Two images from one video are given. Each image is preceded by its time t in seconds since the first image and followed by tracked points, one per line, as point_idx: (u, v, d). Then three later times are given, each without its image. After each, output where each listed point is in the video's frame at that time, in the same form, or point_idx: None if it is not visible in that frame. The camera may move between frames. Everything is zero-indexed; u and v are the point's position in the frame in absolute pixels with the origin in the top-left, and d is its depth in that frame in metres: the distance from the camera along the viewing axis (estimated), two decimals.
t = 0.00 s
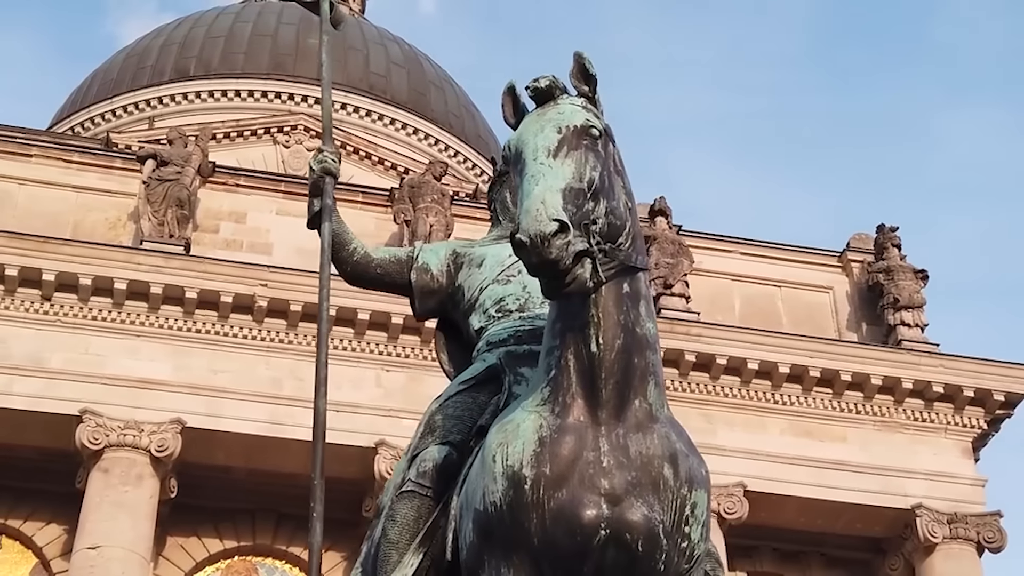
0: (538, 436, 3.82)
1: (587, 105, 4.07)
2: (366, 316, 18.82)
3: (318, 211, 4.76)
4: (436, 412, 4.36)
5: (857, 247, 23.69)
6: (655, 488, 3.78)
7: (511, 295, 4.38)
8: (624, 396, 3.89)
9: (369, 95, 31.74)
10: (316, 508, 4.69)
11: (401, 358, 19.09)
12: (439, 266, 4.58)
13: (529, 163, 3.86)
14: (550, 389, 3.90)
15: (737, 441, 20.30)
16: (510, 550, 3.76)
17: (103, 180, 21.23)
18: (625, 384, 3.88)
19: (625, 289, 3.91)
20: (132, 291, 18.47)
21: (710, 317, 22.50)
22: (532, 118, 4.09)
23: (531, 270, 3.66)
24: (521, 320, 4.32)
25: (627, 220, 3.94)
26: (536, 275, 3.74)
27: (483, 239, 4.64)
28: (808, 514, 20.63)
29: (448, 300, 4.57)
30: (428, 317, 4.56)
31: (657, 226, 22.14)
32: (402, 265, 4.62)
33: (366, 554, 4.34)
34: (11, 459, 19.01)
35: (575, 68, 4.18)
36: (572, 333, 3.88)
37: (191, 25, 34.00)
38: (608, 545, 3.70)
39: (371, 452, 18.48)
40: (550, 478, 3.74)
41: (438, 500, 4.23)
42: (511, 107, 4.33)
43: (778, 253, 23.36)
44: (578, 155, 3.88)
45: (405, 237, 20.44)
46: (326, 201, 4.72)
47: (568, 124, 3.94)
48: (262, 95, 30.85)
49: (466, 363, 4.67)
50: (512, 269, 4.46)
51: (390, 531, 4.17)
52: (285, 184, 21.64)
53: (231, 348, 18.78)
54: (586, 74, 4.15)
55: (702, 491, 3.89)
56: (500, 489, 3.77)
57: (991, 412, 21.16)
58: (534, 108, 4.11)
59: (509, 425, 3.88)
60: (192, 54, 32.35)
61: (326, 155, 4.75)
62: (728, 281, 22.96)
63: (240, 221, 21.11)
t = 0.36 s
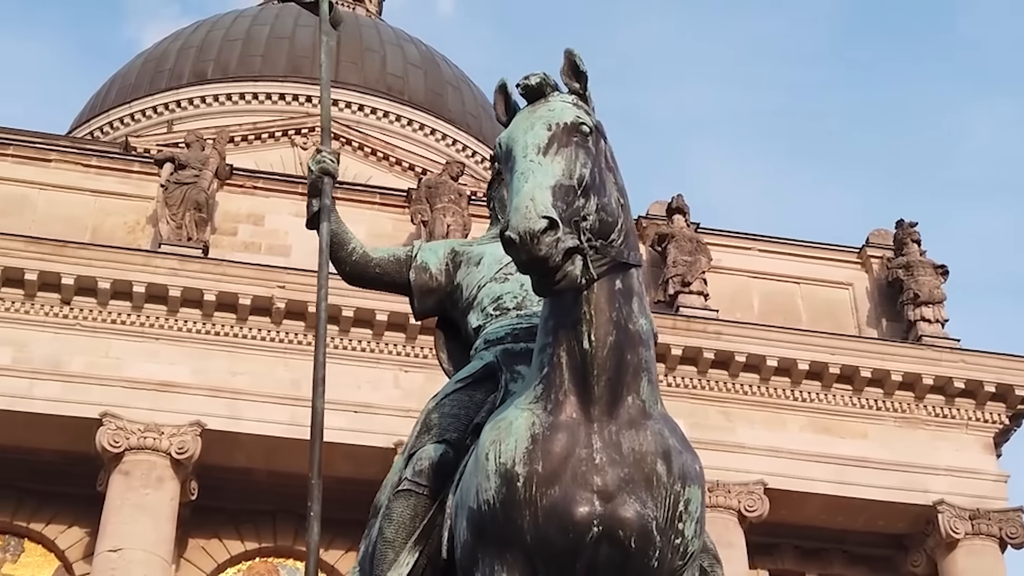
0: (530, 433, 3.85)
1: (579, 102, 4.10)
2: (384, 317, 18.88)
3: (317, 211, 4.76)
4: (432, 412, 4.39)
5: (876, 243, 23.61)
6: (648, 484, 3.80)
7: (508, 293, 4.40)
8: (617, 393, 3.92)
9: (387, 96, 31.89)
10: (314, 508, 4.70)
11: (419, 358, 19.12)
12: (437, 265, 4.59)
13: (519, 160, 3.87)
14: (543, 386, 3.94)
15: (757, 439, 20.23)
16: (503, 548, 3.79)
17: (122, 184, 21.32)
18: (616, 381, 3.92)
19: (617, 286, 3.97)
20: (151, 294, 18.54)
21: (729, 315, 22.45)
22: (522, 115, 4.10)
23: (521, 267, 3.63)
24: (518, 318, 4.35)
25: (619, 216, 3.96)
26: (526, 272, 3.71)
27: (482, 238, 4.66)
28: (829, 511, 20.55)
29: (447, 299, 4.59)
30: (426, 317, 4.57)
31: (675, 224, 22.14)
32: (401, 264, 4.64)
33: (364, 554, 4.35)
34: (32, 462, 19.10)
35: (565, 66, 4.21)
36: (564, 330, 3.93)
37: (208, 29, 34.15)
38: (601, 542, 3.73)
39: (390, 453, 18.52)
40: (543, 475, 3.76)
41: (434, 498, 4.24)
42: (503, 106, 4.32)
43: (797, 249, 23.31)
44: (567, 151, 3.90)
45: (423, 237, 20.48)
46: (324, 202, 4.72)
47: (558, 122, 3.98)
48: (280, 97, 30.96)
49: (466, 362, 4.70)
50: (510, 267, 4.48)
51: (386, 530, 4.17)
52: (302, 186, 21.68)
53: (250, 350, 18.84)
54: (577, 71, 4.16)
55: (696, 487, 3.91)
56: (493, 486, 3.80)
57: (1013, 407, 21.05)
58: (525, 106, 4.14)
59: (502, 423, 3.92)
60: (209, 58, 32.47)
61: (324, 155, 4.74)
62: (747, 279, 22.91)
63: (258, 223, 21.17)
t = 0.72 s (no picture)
0: (531, 433, 3.89)
1: (570, 98, 4.08)
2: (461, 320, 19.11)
3: (334, 220, 4.74)
4: (446, 415, 4.47)
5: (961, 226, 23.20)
6: (650, 480, 3.85)
7: (523, 294, 4.47)
8: (617, 390, 3.96)
9: (461, 102, 32.02)
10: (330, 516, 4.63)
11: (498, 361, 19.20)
12: (456, 268, 4.68)
13: (508, 161, 3.87)
14: (544, 386, 3.98)
15: (845, 429, 19.97)
16: (507, 549, 3.84)
17: (201, 201, 21.61)
18: (617, 378, 3.96)
19: (615, 282, 3.98)
20: (232, 308, 18.83)
21: (812, 304, 22.17)
22: (514, 114, 4.09)
23: (512, 267, 3.63)
24: (532, 318, 4.42)
25: (614, 211, 3.96)
26: (519, 272, 3.70)
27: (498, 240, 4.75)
28: (922, 500, 20.21)
29: (466, 301, 4.67)
30: (446, 319, 4.66)
31: (753, 215, 21.93)
32: (420, 268, 4.71)
33: (381, 559, 4.41)
34: (124, 478, 19.42)
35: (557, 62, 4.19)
36: (563, 329, 3.98)
37: (282, 44, 34.57)
38: (604, 541, 3.78)
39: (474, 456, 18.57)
40: (543, 475, 3.80)
41: (447, 501, 4.31)
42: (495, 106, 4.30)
43: (879, 235, 22.98)
44: (557, 149, 3.89)
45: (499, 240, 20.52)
46: (342, 211, 4.71)
47: (548, 120, 3.95)
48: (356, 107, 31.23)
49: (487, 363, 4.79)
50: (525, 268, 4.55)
51: (400, 535, 4.24)
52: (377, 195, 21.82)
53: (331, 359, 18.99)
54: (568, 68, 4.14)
55: (699, 481, 3.95)
56: (496, 488, 3.84)
57: None
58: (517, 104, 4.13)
59: (505, 424, 3.96)
60: (285, 72, 32.82)
61: (341, 163, 4.73)
62: (828, 268, 22.66)
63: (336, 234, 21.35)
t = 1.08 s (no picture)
0: (531, 432, 3.94)
1: (566, 97, 4.14)
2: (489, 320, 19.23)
3: (339, 221, 4.76)
4: (450, 415, 4.50)
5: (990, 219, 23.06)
6: (651, 478, 3.87)
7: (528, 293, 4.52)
8: (617, 388, 3.99)
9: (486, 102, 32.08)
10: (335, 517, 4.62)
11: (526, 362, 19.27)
12: (461, 268, 4.70)
13: (504, 159, 3.92)
14: (544, 385, 4.03)
15: (874, 425, 19.84)
16: (508, 549, 3.88)
17: (227, 206, 21.70)
18: (616, 375, 4.00)
19: (614, 280, 4.04)
20: (259, 312, 18.92)
21: (840, 301, 22.12)
22: (511, 114, 4.15)
23: (508, 266, 3.69)
24: (538, 317, 4.47)
25: (612, 209, 4.04)
26: (517, 272, 3.77)
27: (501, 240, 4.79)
28: (954, 496, 20.02)
29: (472, 301, 4.69)
30: (452, 320, 4.68)
31: (780, 211, 21.81)
32: (426, 268, 4.73)
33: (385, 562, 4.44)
34: (155, 482, 19.51)
35: (551, 61, 4.25)
36: (563, 328, 4.02)
37: (307, 48, 34.71)
38: (604, 539, 3.81)
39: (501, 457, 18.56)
40: (543, 474, 3.84)
41: (451, 502, 4.33)
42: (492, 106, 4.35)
43: (907, 230, 22.84)
44: (554, 147, 3.95)
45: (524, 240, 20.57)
46: (347, 212, 4.73)
47: (544, 118, 4.01)
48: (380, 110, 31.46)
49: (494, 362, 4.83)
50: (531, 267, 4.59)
51: (404, 536, 4.28)
52: (402, 197, 21.85)
53: (359, 361, 19.05)
54: (564, 65, 4.19)
55: (701, 479, 3.97)
56: (496, 488, 3.89)
57: None
58: (514, 104, 4.18)
59: (505, 424, 4.00)
60: (310, 76, 32.94)
61: (346, 165, 4.74)
62: (857, 263, 22.55)
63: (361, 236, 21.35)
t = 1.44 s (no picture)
0: (528, 429, 3.99)
1: (560, 93, 4.15)
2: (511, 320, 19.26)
3: (342, 222, 4.77)
4: (450, 413, 4.54)
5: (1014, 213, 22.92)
6: (648, 474, 3.92)
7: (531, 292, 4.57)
8: (613, 384, 4.04)
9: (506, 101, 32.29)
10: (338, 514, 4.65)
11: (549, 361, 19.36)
12: (464, 267, 4.74)
13: (498, 157, 3.94)
14: (541, 382, 4.08)
15: (899, 421, 19.74)
16: (507, 545, 3.93)
17: (249, 209, 21.75)
18: (613, 372, 4.04)
19: (611, 276, 4.08)
20: (281, 315, 18.95)
21: (864, 297, 22.06)
22: (506, 111, 4.17)
23: (503, 264, 3.73)
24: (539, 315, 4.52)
25: (608, 205, 4.07)
26: (512, 270, 3.80)
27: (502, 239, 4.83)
28: (980, 491, 19.89)
29: (475, 300, 4.73)
30: (456, 319, 4.72)
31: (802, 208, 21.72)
32: (429, 268, 4.76)
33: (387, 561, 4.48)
34: (179, 485, 19.58)
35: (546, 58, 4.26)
36: (559, 324, 4.07)
37: (328, 50, 34.83)
38: (602, 535, 3.85)
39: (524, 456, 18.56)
40: (540, 471, 3.89)
41: (452, 499, 4.38)
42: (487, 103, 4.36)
43: (931, 224, 22.73)
44: (548, 144, 3.97)
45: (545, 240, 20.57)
46: (349, 212, 4.74)
47: (538, 115, 4.03)
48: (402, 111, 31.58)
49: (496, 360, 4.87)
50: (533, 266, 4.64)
51: (405, 534, 4.33)
52: (424, 198, 21.86)
53: (381, 363, 19.08)
54: (558, 62, 4.21)
55: (698, 474, 4.01)
56: (494, 485, 3.95)
57: None
58: (508, 100, 4.19)
59: (503, 422, 4.06)
60: (331, 78, 33.06)
61: (349, 165, 4.75)
62: (880, 259, 22.45)
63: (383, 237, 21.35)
